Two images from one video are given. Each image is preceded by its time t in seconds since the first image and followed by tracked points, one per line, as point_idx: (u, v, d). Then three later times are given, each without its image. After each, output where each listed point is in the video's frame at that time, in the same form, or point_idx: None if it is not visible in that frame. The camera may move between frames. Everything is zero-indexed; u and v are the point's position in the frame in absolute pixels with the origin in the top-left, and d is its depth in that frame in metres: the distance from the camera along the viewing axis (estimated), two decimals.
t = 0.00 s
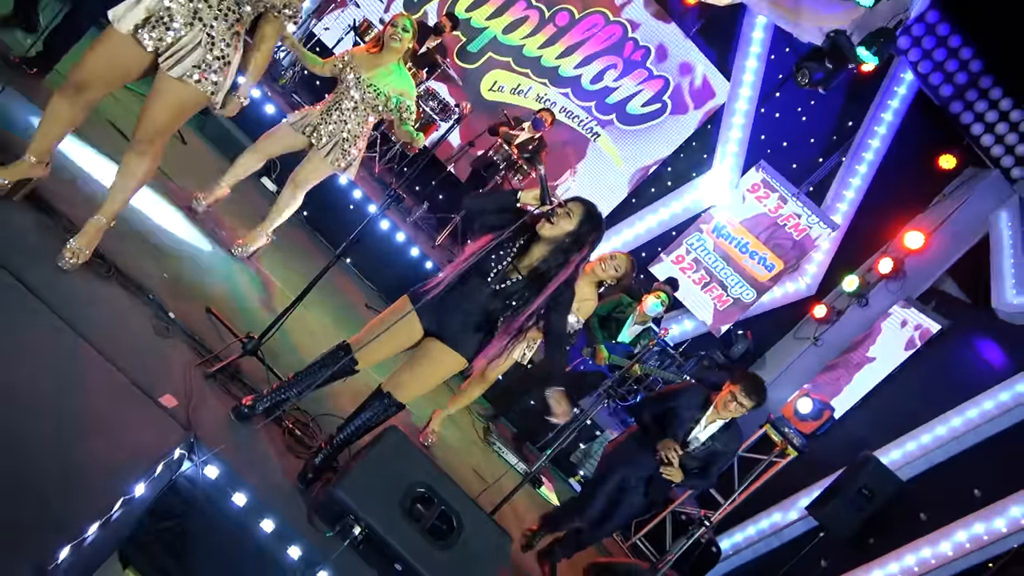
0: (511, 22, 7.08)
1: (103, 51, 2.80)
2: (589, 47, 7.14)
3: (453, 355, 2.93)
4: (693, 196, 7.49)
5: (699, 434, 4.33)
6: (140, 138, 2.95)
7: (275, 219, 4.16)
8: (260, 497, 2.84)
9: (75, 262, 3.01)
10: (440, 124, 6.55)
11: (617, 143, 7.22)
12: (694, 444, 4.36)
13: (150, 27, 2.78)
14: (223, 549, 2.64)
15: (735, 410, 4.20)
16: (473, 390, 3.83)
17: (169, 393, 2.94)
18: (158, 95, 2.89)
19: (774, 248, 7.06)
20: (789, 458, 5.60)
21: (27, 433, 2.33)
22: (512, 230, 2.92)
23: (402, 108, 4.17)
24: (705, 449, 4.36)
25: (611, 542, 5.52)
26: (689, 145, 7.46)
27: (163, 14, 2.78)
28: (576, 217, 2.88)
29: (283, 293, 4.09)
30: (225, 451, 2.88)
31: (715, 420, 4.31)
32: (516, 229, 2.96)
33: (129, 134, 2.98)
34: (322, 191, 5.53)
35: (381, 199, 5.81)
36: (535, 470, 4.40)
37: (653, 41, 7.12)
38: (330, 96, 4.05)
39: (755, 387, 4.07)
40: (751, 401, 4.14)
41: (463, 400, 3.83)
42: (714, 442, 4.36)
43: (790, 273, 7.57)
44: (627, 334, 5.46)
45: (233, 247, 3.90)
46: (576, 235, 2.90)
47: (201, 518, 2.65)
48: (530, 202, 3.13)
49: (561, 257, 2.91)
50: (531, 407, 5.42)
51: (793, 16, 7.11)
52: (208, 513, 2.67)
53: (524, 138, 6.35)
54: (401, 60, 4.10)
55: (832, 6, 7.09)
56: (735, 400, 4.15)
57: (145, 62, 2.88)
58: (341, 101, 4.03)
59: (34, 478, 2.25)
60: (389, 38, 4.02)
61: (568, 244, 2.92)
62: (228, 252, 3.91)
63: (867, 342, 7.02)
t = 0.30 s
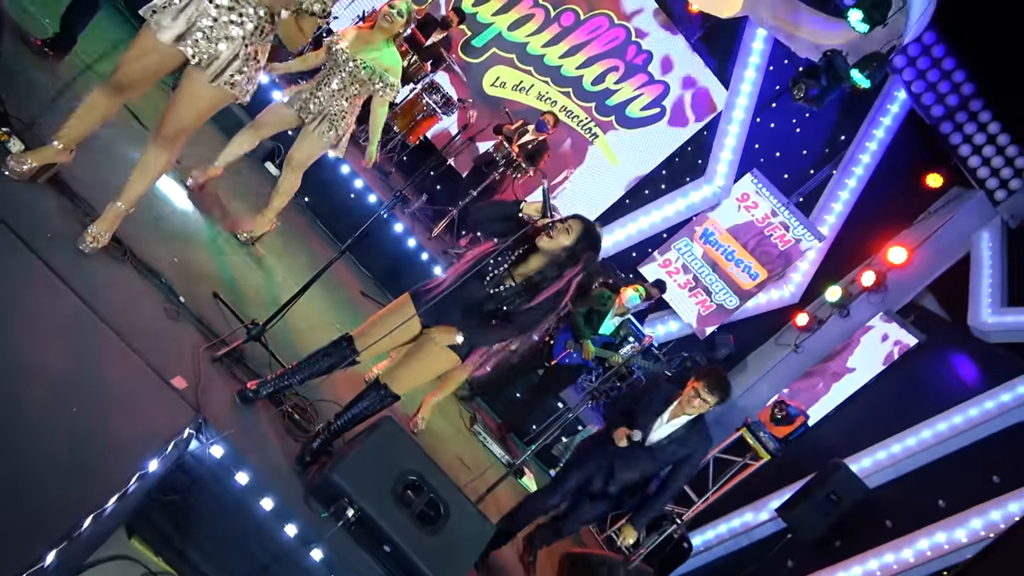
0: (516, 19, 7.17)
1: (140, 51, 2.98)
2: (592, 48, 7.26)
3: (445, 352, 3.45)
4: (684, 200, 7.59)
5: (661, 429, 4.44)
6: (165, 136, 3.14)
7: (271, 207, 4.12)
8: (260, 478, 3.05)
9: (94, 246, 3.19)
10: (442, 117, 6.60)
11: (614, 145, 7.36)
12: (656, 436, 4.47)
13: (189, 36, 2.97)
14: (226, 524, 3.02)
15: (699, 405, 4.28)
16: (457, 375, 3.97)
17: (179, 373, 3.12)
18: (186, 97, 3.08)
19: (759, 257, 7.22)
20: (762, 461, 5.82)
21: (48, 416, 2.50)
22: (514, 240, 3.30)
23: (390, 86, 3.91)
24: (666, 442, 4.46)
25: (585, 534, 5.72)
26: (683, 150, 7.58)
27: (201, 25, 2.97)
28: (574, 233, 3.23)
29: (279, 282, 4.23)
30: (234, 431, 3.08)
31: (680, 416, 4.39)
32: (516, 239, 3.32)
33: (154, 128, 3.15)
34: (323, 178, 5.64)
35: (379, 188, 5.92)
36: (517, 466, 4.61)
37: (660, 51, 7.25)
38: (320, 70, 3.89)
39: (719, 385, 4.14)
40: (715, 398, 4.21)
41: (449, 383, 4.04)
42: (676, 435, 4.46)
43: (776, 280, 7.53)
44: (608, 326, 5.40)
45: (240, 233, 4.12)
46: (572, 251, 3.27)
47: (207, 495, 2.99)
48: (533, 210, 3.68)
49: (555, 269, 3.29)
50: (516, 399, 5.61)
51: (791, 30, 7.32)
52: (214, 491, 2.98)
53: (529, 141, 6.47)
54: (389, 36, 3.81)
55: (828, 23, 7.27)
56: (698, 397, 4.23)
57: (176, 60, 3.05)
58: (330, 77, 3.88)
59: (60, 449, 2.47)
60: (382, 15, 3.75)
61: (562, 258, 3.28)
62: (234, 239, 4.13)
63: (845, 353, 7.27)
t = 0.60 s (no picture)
0: (522, 16, 7.30)
1: (170, 54, 3.24)
2: (596, 49, 7.39)
3: (439, 344, 3.74)
4: (677, 203, 7.73)
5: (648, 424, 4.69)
6: (189, 132, 3.48)
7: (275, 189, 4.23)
8: (262, 455, 3.43)
9: (113, 228, 3.47)
10: (444, 110, 6.69)
11: (612, 146, 7.49)
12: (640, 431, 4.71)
13: (224, 49, 3.27)
14: (228, 496, 3.42)
15: (688, 400, 4.53)
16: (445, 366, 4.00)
17: (190, 354, 3.43)
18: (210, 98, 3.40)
19: (744, 264, 7.36)
20: (736, 461, 6.04)
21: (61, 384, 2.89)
22: (509, 244, 3.63)
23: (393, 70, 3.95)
24: (650, 437, 4.73)
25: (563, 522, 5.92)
26: (679, 154, 7.76)
27: (236, 41, 3.27)
28: (567, 241, 3.55)
29: (277, 267, 4.38)
30: (237, 409, 3.43)
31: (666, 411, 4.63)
32: (512, 243, 3.66)
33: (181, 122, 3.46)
34: (326, 164, 5.78)
35: (380, 177, 6.04)
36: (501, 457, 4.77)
37: (663, 62, 7.42)
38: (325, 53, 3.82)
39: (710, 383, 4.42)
40: (704, 394, 4.46)
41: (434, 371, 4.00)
42: (659, 431, 4.73)
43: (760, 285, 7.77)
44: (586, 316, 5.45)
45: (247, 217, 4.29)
46: (564, 258, 3.58)
47: (209, 467, 3.38)
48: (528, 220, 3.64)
49: (547, 275, 3.60)
50: (502, 390, 5.72)
51: (791, 45, 7.36)
52: (215, 464, 3.38)
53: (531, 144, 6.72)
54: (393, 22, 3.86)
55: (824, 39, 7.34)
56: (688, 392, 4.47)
57: (201, 64, 3.30)
58: (335, 62, 3.83)
59: (71, 440, 2.90)
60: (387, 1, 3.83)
61: (555, 264, 3.59)
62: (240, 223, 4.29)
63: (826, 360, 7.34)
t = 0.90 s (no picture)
0: (526, 11, 7.40)
1: (192, 48, 3.40)
2: (598, 48, 7.51)
3: (434, 336, 3.93)
4: (669, 203, 7.84)
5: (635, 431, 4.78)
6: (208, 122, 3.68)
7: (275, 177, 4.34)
8: (264, 433, 3.64)
9: (130, 211, 3.64)
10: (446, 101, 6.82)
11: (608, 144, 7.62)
12: (628, 439, 4.85)
13: (243, 48, 3.47)
14: (229, 472, 3.60)
15: (678, 408, 4.55)
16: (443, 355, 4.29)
17: (198, 334, 3.62)
18: (229, 91, 3.57)
19: (728, 267, 7.58)
20: (712, 457, 6.27)
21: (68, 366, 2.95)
22: (507, 244, 3.87)
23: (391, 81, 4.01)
24: (637, 444, 4.85)
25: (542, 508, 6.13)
26: (673, 156, 7.93)
27: (257, 38, 3.48)
28: (560, 244, 3.76)
29: (276, 251, 4.53)
30: (242, 387, 3.64)
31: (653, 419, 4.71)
32: (508, 244, 3.89)
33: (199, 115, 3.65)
34: (326, 151, 5.90)
35: (380, 166, 6.17)
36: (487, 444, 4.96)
37: (666, 75, 7.58)
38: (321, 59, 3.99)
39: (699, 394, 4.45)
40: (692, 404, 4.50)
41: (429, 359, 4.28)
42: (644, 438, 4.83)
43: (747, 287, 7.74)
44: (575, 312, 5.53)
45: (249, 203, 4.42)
46: (557, 260, 3.81)
47: (212, 445, 3.55)
48: (523, 222, 3.89)
49: (542, 274, 3.84)
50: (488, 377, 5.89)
51: (787, 54, 7.45)
52: (218, 442, 3.55)
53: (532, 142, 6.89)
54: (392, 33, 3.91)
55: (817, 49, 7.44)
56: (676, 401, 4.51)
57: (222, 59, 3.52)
58: (331, 68, 4.01)
59: (81, 417, 2.97)
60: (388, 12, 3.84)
61: (548, 265, 3.83)
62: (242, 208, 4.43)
63: (806, 362, 7.55)
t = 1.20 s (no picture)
0: (496, 7, 7.51)
1: (178, 73, 3.57)
2: (569, 39, 7.63)
3: (434, 337, 4.14)
4: (649, 185, 8.00)
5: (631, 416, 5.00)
6: (188, 134, 3.79)
7: (266, 192, 4.50)
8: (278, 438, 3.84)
9: (111, 214, 3.76)
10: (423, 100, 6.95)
11: (586, 132, 7.77)
12: (627, 422, 5.02)
13: (223, 64, 3.59)
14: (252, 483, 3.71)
15: (673, 388, 4.82)
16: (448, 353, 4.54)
17: (211, 349, 3.80)
18: (209, 110, 3.77)
19: (709, 247, 7.74)
20: (705, 429, 6.47)
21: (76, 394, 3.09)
22: (498, 245, 4.14)
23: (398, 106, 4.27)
24: (638, 426, 5.02)
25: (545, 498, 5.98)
26: (650, 140, 8.10)
27: (237, 55, 3.58)
28: (549, 243, 4.09)
29: (272, 262, 4.68)
30: (256, 400, 3.87)
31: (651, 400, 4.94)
32: (500, 245, 4.16)
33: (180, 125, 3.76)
34: (311, 159, 6.02)
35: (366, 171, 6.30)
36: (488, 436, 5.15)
37: (640, 66, 7.73)
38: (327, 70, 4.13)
39: (693, 371, 4.74)
40: (688, 382, 4.76)
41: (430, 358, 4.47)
42: (641, 423, 5.02)
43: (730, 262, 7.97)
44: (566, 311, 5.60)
45: (243, 218, 4.56)
46: (548, 257, 4.15)
47: (231, 454, 3.68)
48: (514, 227, 4.09)
49: (535, 270, 4.17)
50: (486, 368, 5.97)
51: (754, 35, 7.80)
52: (238, 449, 3.69)
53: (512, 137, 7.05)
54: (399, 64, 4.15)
55: (782, 29, 7.77)
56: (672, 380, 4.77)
57: (203, 77, 3.63)
58: (331, 83, 4.16)
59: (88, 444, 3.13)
60: (396, 43, 4.08)
61: (539, 261, 4.16)
62: (236, 221, 4.58)
63: (791, 332, 7.88)
